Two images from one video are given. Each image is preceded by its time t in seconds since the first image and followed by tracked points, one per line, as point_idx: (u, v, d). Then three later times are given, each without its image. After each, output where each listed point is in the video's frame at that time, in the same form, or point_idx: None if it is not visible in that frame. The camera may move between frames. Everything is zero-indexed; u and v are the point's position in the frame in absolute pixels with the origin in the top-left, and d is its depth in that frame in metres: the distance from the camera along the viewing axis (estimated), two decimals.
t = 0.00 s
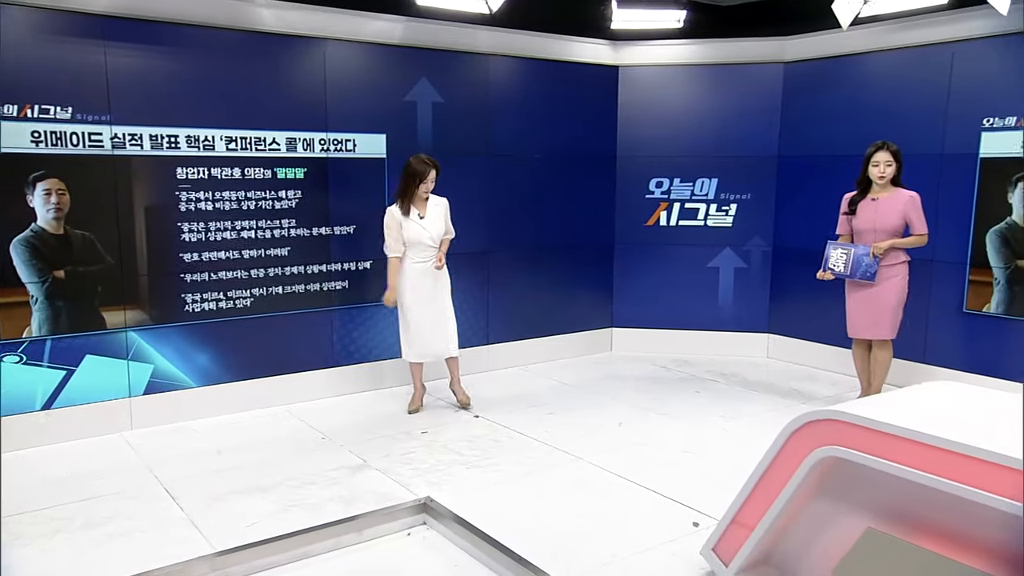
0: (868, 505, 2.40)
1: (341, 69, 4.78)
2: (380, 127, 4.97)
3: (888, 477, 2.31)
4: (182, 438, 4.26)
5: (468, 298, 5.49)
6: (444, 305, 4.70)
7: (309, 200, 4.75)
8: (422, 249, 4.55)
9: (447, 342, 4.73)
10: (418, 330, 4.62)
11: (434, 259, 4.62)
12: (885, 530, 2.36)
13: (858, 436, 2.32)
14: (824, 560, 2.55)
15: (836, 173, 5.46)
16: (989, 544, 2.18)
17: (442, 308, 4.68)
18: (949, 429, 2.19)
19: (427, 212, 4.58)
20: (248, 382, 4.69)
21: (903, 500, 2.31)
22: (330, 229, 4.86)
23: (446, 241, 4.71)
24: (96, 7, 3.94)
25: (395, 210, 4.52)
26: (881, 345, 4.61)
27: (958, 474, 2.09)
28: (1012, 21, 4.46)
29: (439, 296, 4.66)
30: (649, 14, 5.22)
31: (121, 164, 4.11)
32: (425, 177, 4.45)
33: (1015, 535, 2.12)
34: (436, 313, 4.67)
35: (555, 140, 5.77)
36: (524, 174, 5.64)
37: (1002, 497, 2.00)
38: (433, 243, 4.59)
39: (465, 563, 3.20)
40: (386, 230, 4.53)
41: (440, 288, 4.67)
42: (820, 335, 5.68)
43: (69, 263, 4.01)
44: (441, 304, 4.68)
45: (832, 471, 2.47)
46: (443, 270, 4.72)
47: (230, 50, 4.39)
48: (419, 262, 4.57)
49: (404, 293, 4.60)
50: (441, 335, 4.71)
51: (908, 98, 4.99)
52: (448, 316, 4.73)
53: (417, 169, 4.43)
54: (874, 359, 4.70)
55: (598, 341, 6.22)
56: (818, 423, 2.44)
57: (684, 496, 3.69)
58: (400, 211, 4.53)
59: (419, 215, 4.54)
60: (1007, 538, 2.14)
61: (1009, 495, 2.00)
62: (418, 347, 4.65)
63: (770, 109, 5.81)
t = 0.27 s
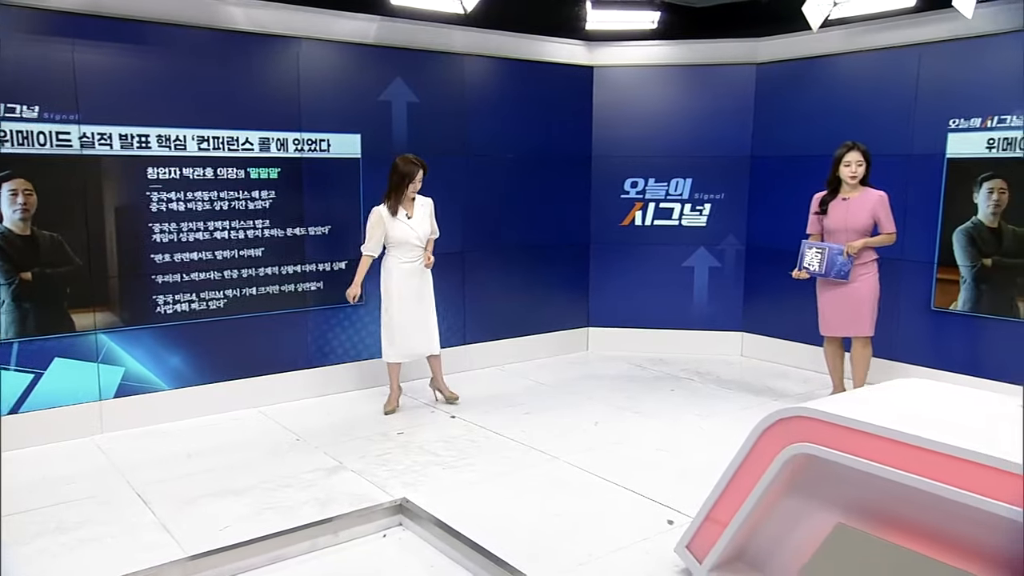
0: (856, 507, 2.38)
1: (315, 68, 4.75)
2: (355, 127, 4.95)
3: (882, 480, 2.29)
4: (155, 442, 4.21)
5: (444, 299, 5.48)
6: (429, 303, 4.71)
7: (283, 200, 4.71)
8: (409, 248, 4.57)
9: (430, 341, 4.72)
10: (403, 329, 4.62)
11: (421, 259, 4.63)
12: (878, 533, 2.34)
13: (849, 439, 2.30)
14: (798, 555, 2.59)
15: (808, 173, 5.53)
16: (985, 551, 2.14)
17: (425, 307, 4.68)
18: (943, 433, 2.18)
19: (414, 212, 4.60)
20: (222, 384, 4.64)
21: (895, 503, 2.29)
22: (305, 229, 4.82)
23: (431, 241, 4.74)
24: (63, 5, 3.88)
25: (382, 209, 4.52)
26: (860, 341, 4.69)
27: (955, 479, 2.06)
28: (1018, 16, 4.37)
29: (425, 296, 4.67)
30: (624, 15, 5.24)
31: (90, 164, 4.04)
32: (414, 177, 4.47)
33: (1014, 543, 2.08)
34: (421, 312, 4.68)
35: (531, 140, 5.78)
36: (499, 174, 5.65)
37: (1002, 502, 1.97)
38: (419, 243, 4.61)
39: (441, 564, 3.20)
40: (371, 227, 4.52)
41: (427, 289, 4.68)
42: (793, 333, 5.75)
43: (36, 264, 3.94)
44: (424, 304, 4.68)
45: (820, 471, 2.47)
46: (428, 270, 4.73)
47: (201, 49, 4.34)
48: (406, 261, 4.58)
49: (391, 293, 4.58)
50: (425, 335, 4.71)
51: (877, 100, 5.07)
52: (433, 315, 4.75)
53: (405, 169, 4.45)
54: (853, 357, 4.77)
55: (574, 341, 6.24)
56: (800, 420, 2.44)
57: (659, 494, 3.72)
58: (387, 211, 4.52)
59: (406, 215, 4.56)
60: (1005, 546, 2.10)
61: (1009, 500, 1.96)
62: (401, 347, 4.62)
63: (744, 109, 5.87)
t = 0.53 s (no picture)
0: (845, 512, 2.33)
1: (282, 67, 4.71)
2: (324, 126, 4.91)
3: (874, 486, 2.23)
4: (121, 446, 4.14)
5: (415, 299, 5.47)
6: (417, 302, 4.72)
7: (250, 201, 4.67)
8: (400, 247, 4.57)
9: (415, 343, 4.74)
10: (388, 329, 4.63)
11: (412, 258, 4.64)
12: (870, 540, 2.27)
13: (841, 442, 2.25)
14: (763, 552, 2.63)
15: (774, 172, 5.60)
16: (985, 564, 2.04)
17: (416, 306, 4.71)
18: (933, 433, 2.13)
19: (405, 211, 4.61)
20: (189, 387, 4.58)
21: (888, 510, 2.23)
22: (273, 230, 4.78)
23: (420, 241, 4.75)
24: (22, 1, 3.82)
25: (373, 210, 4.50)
26: (829, 339, 4.75)
27: (950, 483, 2.00)
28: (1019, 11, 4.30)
29: (416, 296, 4.70)
30: (593, 16, 5.27)
31: (51, 163, 3.97)
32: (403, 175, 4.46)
33: (1016, 554, 1.99)
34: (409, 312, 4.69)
35: (501, 140, 5.79)
36: (469, 174, 5.64)
37: (999, 507, 1.91)
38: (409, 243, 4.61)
39: (411, 565, 3.18)
40: (364, 230, 4.50)
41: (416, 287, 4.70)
42: (761, 331, 5.82)
43: None
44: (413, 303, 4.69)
45: (808, 475, 2.42)
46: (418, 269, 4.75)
47: (166, 48, 4.28)
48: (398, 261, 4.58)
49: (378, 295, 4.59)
50: (410, 336, 4.71)
51: (841, 102, 5.15)
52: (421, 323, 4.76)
53: (391, 168, 4.44)
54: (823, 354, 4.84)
55: (545, 341, 6.25)
56: (785, 420, 2.42)
57: (630, 493, 3.74)
58: (378, 212, 4.49)
59: (397, 214, 4.56)
60: (1005, 558, 2.01)
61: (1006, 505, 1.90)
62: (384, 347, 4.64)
63: (712, 110, 5.92)
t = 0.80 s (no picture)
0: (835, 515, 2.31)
1: (249, 65, 4.66)
2: (292, 126, 4.88)
3: (868, 490, 2.20)
4: (83, 451, 4.07)
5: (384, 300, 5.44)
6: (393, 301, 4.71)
7: (216, 201, 4.61)
8: (384, 247, 4.58)
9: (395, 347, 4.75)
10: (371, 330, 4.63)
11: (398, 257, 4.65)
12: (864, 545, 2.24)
13: (829, 445, 2.22)
14: (729, 548, 2.67)
15: (741, 172, 5.67)
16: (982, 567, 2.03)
17: (387, 313, 4.69)
18: (924, 435, 2.10)
19: (391, 209, 4.63)
20: (155, 390, 4.51)
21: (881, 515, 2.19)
22: (240, 231, 4.73)
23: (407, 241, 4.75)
24: None
25: (359, 207, 4.51)
26: (796, 338, 4.84)
27: (945, 487, 1.98)
28: (1019, 11, 4.24)
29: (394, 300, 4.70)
30: (561, 17, 5.29)
31: (9, 162, 3.89)
32: (381, 168, 4.45)
33: (1016, 560, 1.95)
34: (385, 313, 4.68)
35: (471, 140, 5.78)
36: (438, 174, 5.63)
37: (998, 512, 1.88)
38: (394, 242, 4.61)
39: (380, 567, 3.16)
40: (351, 227, 4.50)
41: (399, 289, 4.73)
42: (729, 330, 5.88)
43: None
44: (388, 306, 4.67)
45: (793, 477, 2.40)
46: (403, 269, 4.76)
47: (130, 46, 4.22)
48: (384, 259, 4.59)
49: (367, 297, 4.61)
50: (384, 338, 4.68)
51: (806, 103, 5.22)
52: (399, 328, 4.76)
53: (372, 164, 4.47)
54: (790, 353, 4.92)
55: (516, 341, 6.26)
56: (762, 420, 2.40)
57: (599, 491, 3.76)
58: (366, 208, 4.50)
59: (383, 212, 4.57)
60: (1005, 564, 1.98)
61: (1005, 509, 1.88)
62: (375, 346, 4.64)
63: (680, 111, 5.97)
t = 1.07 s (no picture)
0: (821, 515, 2.30)
1: (218, 63, 4.61)
2: (263, 125, 4.83)
3: (855, 492, 2.18)
4: (49, 456, 4.00)
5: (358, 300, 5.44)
6: (371, 304, 4.64)
7: (185, 202, 4.55)
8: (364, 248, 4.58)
9: (371, 350, 4.68)
10: (353, 332, 4.63)
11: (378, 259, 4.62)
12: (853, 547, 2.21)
13: (812, 447, 2.21)
14: (700, 544, 2.70)
15: (712, 172, 5.72)
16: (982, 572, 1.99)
17: (369, 314, 4.65)
18: (909, 435, 2.09)
19: (372, 211, 4.63)
20: (123, 393, 4.45)
21: (873, 516, 2.17)
22: (209, 232, 4.68)
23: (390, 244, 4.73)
24: None
25: (338, 206, 4.56)
26: (769, 337, 4.88)
27: (931, 487, 1.97)
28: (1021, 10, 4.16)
29: (370, 302, 4.65)
30: (533, 16, 5.29)
31: None
32: (359, 169, 4.51)
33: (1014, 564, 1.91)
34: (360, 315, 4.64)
35: (443, 139, 5.77)
36: (410, 174, 5.61)
37: (986, 513, 1.86)
38: (374, 243, 4.61)
39: (353, 568, 3.15)
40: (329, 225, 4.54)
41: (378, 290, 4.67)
42: (701, 328, 5.93)
43: None
44: (367, 306, 4.62)
45: (776, 479, 2.38)
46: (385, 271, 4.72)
47: (96, 43, 4.15)
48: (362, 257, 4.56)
49: (348, 298, 4.61)
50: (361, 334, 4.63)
51: (774, 104, 5.29)
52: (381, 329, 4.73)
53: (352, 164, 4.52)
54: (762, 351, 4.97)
55: (490, 340, 6.26)
56: (739, 419, 2.40)
57: (572, 490, 3.78)
58: (345, 208, 4.55)
59: (363, 212, 4.58)
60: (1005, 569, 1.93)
61: (993, 510, 1.86)
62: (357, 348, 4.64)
63: (652, 111, 6.01)
